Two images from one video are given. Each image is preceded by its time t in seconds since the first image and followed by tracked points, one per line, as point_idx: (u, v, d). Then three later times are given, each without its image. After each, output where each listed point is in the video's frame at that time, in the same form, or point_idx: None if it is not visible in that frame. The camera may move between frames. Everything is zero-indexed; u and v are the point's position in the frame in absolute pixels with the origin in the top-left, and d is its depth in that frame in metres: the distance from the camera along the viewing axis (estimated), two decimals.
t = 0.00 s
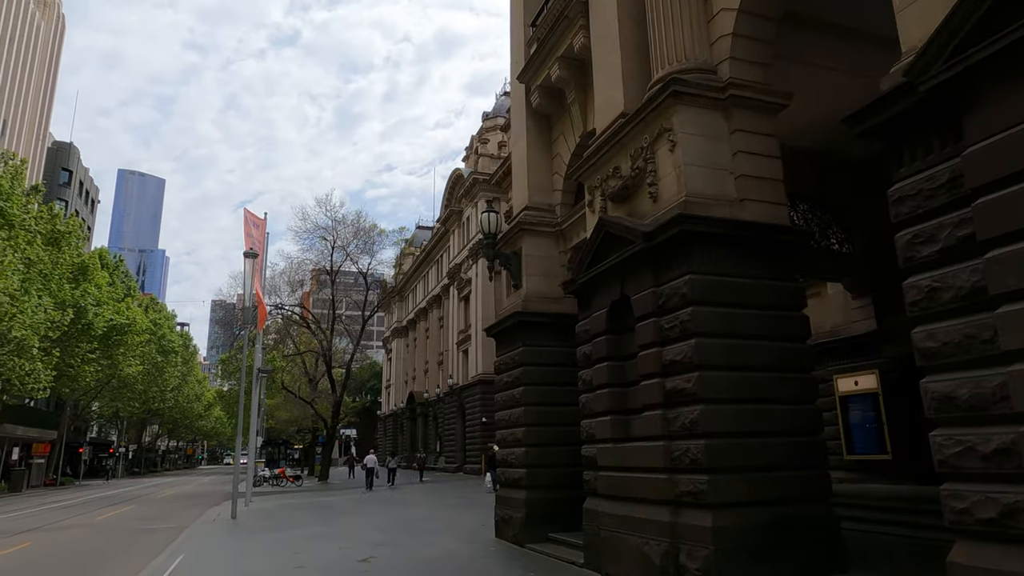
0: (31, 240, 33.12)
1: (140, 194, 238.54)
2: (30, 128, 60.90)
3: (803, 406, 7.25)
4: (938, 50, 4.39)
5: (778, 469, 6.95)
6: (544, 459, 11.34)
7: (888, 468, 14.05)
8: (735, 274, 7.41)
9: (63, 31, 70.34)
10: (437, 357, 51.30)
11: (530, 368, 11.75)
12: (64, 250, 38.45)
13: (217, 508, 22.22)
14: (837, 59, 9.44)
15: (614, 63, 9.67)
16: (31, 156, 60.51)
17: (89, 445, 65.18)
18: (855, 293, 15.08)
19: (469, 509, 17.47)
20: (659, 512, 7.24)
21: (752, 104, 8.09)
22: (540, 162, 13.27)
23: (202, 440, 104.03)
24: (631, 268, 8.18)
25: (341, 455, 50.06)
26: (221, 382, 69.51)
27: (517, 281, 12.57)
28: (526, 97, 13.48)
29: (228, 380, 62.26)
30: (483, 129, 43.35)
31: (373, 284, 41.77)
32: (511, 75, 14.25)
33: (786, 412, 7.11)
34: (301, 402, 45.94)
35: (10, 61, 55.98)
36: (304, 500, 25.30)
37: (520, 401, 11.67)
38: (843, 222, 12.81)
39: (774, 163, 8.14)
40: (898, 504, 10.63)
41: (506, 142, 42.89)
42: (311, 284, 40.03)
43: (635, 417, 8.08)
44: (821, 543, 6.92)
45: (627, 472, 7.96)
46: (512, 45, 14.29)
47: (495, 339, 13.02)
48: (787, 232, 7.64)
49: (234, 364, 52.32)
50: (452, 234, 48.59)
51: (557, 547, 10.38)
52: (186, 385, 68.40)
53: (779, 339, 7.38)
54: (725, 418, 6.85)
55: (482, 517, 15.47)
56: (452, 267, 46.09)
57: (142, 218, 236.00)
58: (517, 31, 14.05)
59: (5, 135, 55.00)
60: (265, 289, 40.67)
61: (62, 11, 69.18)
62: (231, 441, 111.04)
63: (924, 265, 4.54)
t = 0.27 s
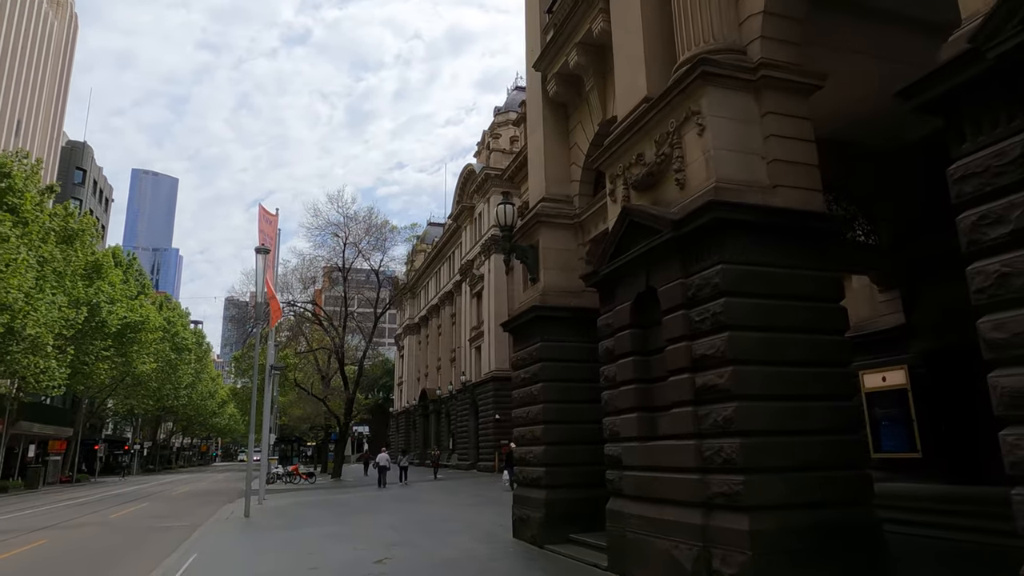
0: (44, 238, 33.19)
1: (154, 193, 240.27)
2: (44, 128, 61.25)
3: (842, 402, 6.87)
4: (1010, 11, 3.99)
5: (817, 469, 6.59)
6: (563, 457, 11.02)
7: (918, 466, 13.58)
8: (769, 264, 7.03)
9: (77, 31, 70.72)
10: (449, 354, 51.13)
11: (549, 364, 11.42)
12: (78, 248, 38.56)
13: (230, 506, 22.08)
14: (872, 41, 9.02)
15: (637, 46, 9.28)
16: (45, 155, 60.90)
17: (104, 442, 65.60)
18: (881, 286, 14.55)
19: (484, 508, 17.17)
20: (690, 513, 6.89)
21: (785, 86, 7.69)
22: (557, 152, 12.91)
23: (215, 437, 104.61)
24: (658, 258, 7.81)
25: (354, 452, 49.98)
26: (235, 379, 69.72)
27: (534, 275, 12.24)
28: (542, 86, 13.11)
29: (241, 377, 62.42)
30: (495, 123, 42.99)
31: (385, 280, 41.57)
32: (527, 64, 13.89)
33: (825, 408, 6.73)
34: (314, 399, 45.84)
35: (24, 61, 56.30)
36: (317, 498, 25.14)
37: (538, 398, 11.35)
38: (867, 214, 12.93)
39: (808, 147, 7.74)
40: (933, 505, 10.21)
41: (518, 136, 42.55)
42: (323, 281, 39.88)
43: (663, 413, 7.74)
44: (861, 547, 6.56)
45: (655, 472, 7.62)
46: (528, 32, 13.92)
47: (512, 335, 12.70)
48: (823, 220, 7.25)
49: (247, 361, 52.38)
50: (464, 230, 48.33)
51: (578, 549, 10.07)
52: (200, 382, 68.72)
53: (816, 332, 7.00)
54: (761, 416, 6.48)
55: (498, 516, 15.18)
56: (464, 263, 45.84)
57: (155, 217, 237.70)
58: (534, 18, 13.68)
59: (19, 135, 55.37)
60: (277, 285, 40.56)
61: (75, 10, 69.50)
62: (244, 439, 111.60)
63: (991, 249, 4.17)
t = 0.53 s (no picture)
0: (53, 237, 33.16)
1: (163, 194, 241.35)
2: (53, 129, 61.41)
3: (880, 397, 6.48)
4: None
5: (854, 469, 6.21)
6: (578, 455, 10.66)
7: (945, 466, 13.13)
8: (800, 251, 6.66)
9: (85, 32, 70.94)
10: (457, 353, 50.88)
11: (563, 360, 11.06)
12: (86, 247, 38.54)
13: (238, 506, 21.88)
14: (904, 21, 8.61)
15: (656, 28, 8.91)
16: (54, 155, 61.08)
17: (114, 442, 65.71)
18: (904, 281, 14.07)
19: (495, 508, 16.87)
20: (718, 515, 6.52)
21: (814, 65, 7.31)
22: (571, 142, 12.56)
23: (224, 437, 104.77)
24: (681, 247, 7.46)
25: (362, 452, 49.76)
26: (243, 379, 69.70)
27: (547, 268, 11.91)
28: (555, 74, 12.75)
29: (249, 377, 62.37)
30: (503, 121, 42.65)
31: (393, 279, 41.31)
32: (538, 52, 13.54)
33: (861, 403, 6.35)
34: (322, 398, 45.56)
35: (33, 62, 56.46)
36: (325, 498, 24.88)
37: (552, 395, 11.00)
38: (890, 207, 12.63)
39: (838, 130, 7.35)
40: (965, 506, 9.81)
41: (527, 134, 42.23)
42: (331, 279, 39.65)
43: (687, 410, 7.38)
44: (902, 551, 6.17)
45: (679, 471, 7.26)
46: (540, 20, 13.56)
47: (524, 330, 12.36)
48: (858, 205, 6.86)
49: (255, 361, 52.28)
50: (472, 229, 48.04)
51: (595, 551, 9.72)
52: (208, 382, 68.80)
53: (850, 324, 6.63)
54: (795, 411, 6.11)
55: (510, 517, 14.83)
56: (473, 262, 45.56)
57: (164, 218, 238.83)
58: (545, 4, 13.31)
59: (29, 135, 55.51)
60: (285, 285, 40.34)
61: (84, 11, 69.69)
62: (253, 439, 111.76)
63: None
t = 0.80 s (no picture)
0: (60, 237, 32.99)
1: (172, 196, 242.56)
2: (61, 130, 61.45)
3: (924, 396, 6.06)
4: None
5: (899, 474, 5.79)
6: (595, 458, 10.27)
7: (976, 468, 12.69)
8: (837, 241, 6.24)
9: (93, 32, 71.00)
10: (465, 353, 50.55)
11: (578, 359, 10.67)
12: (93, 248, 38.42)
13: (245, 508, 21.61)
14: None
15: (678, 9, 8.50)
16: (62, 157, 61.15)
17: (123, 443, 65.78)
18: (930, 277, 13.58)
19: (506, 511, 16.50)
20: (750, 522, 6.12)
21: (848, 45, 6.90)
22: (584, 133, 12.16)
23: (232, 438, 104.91)
24: (707, 239, 7.06)
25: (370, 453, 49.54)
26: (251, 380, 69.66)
27: (561, 264, 11.53)
28: (568, 63, 12.35)
29: (257, 378, 62.30)
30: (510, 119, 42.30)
31: (401, 278, 41.02)
32: (550, 42, 13.15)
33: (904, 403, 5.93)
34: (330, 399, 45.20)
35: (41, 63, 56.50)
36: (334, 499, 24.56)
37: (567, 395, 10.61)
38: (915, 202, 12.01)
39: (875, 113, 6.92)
40: (1000, 510, 9.37)
41: (535, 132, 41.81)
42: (338, 279, 39.35)
43: (715, 411, 6.99)
44: (951, 562, 5.76)
45: (706, 474, 6.86)
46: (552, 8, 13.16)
47: (537, 328, 11.98)
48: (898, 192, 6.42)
49: (263, 361, 52.22)
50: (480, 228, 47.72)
51: (613, 557, 9.32)
52: (217, 382, 68.76)
53: (891, 319, 6.21)
54: (834, 412, 5.69)
55: (522, 520, 14.46)
56: (481, 261, 45.20)
57: (173, 220, 239.90)
58: None
59: (36, 137, 55.57)
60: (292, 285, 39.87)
61: (91, 13, 69.76)
62: (261, 440, 111.90)
63: None
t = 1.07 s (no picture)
0: (69, 237, 32.83)
1: (180, 197, 243.53)
2: (70, 131, 61.59)
3: (975, 388, 5.64)
4: None
5: (951, 471, 5.39)
6: (614, 456, 9.89)
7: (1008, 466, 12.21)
8: (879, 221, 5.84)
9: (101, 34, 71.16)
10: (474, 353, 50.22)
11: (596, 353, 10.31)
12: (102, 248, 38.33)
13: (252, 508, 21.35)
14: None
15: None
16: (72, 158, 61.30)
17: (132, 443, 65.86)
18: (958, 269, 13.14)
19: (519, 512, 16.14)
20: (790, 523, 5.73)
21: (888, 16, 6.50)
22: (600, 121, 11.78)
23: (240, 438, 105.08)
24: (737, 222, 6.68)
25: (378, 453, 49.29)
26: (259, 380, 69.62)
27: (577, 256, 11.18)
28: (583, 49, 11.98)
29: (265, 378, 62.19)
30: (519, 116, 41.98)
31: (409, 276, 40.75)
32: (564, 28, 12.79)
33: (955, 395, 5.53)
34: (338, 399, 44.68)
35: (50, 64, 56.66)
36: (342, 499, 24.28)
37: (585, 390, 10.24)
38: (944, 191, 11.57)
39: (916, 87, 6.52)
40: None
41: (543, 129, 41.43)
42: (346, 278, 39.03)
43: (747, 404, 6.60)
44: (1008, 566, 5.35)
45: (738, 472, 6.48)
46: None
47: (552, 322, 11.63)
48: (944, 171, 6.01)
49: (271, 361, 52.12)
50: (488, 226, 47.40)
51: (636, 559, 8.94)
52: (225, 383, 68.81)
53: (939, 305, 5.80)
54: (881, 404, 5.29)
55: (536, 520, 14.11)
56: (489, 260, 44.87)
57: (182, 221, 240.87)
58: None
59: (45, 138, 55.68)
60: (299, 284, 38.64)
61: (100, 14, 69.93)
62: (269, 440, 112.01)
63: None
